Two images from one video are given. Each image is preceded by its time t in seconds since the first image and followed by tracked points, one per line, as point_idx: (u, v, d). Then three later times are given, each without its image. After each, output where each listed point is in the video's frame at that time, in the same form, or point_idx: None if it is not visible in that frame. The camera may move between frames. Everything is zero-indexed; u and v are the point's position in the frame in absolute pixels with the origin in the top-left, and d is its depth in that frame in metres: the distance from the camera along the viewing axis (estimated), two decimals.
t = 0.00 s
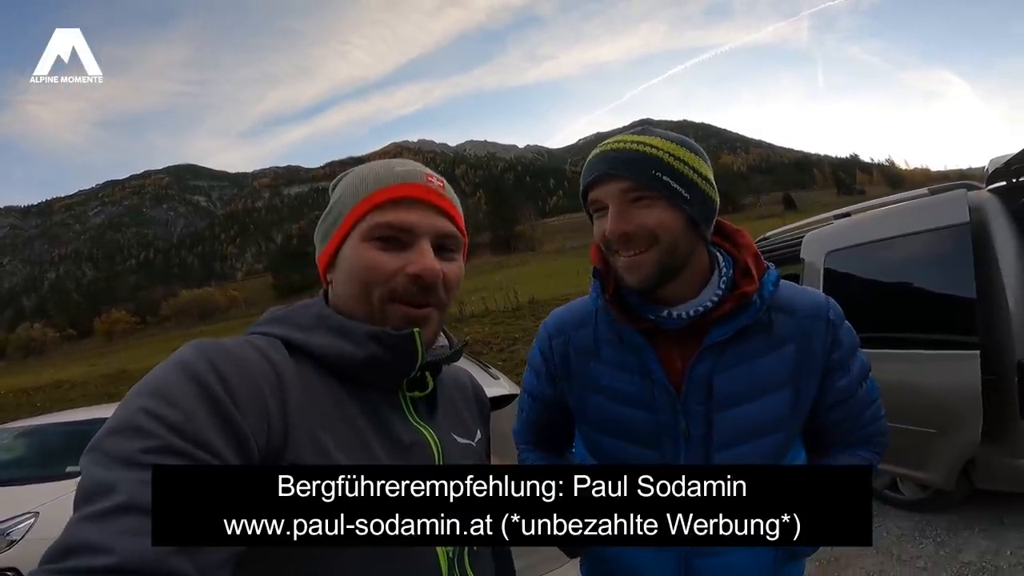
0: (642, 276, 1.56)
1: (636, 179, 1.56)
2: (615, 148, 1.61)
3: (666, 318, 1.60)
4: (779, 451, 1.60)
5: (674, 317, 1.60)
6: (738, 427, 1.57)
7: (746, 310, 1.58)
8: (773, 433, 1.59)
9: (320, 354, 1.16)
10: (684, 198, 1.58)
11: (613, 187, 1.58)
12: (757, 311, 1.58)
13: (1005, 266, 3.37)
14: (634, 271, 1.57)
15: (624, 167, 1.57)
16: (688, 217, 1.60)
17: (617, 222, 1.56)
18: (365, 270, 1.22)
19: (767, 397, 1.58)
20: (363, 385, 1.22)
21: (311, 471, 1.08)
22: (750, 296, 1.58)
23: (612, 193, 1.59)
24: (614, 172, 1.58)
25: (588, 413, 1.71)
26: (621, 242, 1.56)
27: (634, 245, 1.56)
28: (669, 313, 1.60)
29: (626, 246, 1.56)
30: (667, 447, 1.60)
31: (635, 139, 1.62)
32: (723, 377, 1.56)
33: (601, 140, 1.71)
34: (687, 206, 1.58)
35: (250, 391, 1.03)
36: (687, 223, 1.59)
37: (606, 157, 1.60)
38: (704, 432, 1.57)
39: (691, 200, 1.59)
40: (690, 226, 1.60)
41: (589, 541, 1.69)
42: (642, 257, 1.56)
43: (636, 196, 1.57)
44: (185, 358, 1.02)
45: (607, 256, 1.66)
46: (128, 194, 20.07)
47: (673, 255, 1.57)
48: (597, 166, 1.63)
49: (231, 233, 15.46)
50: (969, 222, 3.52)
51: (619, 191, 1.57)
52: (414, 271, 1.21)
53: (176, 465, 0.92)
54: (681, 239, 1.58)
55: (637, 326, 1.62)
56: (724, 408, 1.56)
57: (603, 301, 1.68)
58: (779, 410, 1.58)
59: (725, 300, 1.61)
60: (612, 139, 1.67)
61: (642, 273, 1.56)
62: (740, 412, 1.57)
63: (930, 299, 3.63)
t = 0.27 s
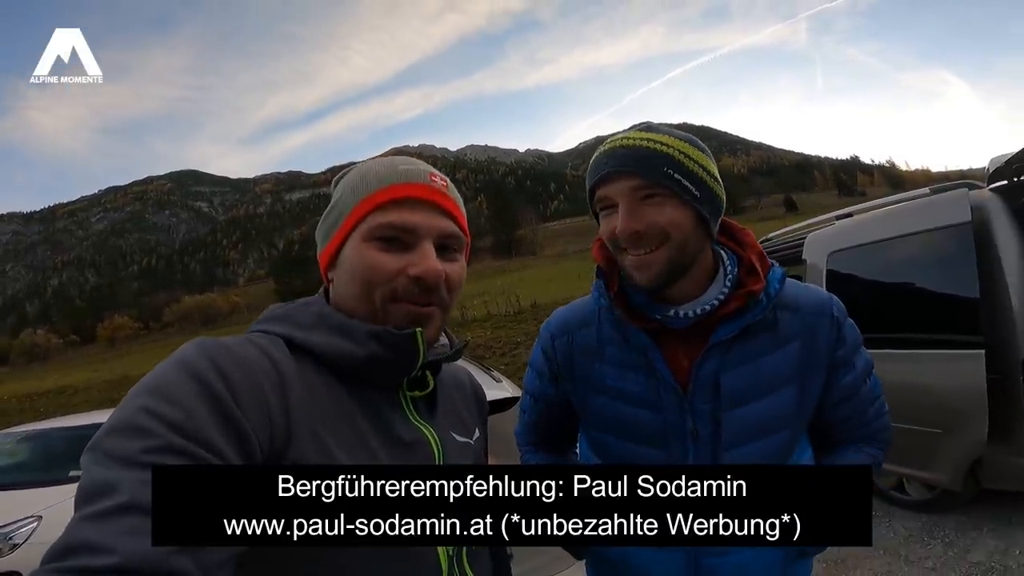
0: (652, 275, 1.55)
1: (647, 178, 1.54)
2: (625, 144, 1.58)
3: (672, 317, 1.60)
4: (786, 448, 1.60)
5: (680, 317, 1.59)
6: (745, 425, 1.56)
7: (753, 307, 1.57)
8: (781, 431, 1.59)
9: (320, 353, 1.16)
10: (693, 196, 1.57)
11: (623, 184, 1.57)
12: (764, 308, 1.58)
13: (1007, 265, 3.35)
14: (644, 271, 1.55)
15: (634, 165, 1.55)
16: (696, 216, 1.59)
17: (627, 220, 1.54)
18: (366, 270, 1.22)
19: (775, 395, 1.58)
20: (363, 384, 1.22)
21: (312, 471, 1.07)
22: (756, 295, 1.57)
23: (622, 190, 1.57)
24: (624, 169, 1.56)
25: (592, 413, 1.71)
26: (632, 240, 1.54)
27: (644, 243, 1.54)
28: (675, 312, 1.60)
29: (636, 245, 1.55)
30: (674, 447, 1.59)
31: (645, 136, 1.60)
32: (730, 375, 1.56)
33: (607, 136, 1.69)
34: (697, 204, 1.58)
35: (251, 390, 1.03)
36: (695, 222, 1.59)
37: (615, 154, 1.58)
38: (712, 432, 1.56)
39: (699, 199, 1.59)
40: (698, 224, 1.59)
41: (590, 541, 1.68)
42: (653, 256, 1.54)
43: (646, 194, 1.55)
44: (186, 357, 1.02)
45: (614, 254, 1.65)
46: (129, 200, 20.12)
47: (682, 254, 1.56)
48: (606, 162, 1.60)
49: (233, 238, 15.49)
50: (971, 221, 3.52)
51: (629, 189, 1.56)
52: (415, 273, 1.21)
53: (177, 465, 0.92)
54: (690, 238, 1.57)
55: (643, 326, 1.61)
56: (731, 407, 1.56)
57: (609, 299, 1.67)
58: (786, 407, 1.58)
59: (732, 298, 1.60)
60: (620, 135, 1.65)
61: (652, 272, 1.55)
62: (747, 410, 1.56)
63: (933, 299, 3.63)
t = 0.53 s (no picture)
0: (657, 271, 1.54)
1: (650, 173, 1.54)
2: (626, 140, 1.58)
3: (676, 313, 1.59)
4: (794, 445, 1.59)
5: (684, 313, 1.58)
6: (753, 421, 1.55)
7: (757, 302, 1.57)
8: (789, 428, 1.58)
9: (319, 351, 1.15)
10: (696, 190, 1.57)
11: (625, 180, 1.56)
12: (768, 303, 1.57)
13: (1010, 258, 3.35)
14: (649, 266, 1.54)
15: (636, 160, 1.55)
16: (699, 210, 1.59)
17: (631, 216, 1.54)
18: (367, 269, 1.22)
19: (783, 390, 1.57)
20: (362, 383, 1.21)
21: (312, 471, 1.07)
22: (760, 288, 1.57)
23: (625, 186, 1.56)
24: (627, 165, 1.55)
25: (597, 412, 1.70)
26: (636, 236, 1.53)
27: (649, 239, 1.53)
28: (679, 308, 1.59)
29: (641, 240, 1.54)
30: (681, 445, 1.58)
31: (646, 132, 1.60)
32: (734, 371, 1.55)
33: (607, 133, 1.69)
34: (700, 199, 1.57)
35: (251, 388, 1.03)
36: (699, 216, 1.58)
37: (616, 151, 1.57)
38: (718, 429, 1.55)
39: (703, 193, 1.58)
40: (701, 219, 1.59)
41: (590, 541, 1.68)
42: (657, 251, 1.53)
43: (650, 189, 1.55)
44: (186, 355, 1.01)
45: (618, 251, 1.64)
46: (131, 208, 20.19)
47: (686, 249, 1.56)
48: (608, 159, 1.60)
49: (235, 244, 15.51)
50: (972, 218, 3.51)
51: (631, 184, 1.55)
52: (417, 271, 1.21)
53: (178, 463, 0.92)
54: (694, 233, 1.57)
55: (647, 322, 1.61)
56: (738, 403, 1.55)
57: (612, 297, 1.66)
58: (795, 402, 1.58)
59: (735, 292, 1.59)
60: (620, 131, 1.65)
61: (657, 268, 1.54)
62: (754, 406, 1.55)
63: (936, 296, 3.62)
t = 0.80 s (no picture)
0: (670, 270, 1.51)
1: (665, 171, 1.51)
2: (641, 136, 1.55)
3: (685, 312, 1.56)
4: (805, 447, 1.56)
5: (693, 312, 1.56)
6: (764, 422, 1.53)
7: (769, 301, 1.54)
8: (799, 430, 1.55)
9: (317, 353, 1.14)
10: (712, 190, 1.54)
11: (640, 177, 1.53)
12: (781, 303, 1.54)
13: None
14: (662, 265, 1.52)
15: (652, 157, 1.52)
16: (714, 210, 1.56)
17: (646, 213, 1.51)
18: (364, 265, 1.20)
19: (795, 391, 1.54)
20: (359, 384, 1.20)
21: (311, 471, 1.06)
22: (773, 287, 1.54)
23: (640, 183, 1.54)
24: (642, 162, 1.53)
25: (604, 412, 1.68)
26: (650, 234, 1.51)
27: (663, 237, 1.51)
28: (689, 307, 1.56)
29: (655, 238, 1.51)
30: (688, 446, 1.56)
31: (661, 130, 1.57)
32: (745, 371, 1.53)
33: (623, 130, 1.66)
34: (715, 198, 1.55)
35: (248, 390, 1.02)
36: (713, 216, 1.56)
37: (630, 147, 1.55)
38: (727, 430, 1.53)
39: (718, 193, 1.55)
40: (716, 218, 1.56)
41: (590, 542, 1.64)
42: (671, 250, 1.51)
43: (665, 187, 1.52)
44: (182, 358, 1.00)
45: (629, 248, 1.61)
46: (139, 203, 20.27)
47: (700, 248, 1.53)
48: (622, 155, 1.57)
49: (241, 239, 15.56)
50: (984, 216, 3.43)
51: (646, 182, 1.52)
52: (414, 265, 1.20)
53: (175, 464, 0.90)
54: (709, 233, 1.54)
55: (656, 321, 1.58)
56: (748, 404, 1.52)
57: (622, 295, 1.64)
58: (806, 404, 1.55)
59: (746, 291, 1.57)
60: (636, 127, 1.62)
61: (670, 267, 1.51)
62: (766, 407, 1.53)
63: (947, 295, 3.58)
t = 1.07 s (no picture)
0: (674, 270, 1.50)
1: (668, 170, 1.50)
2: (643, 136, 1.54)
3: (689, 311, 1.55)
4: (809, 446, 1.55)
5: (696, 310, 1.55)
6: (768, 421, 1.52)
7: (773, 299, 1.53)
8: (803, 429, 1.54)
9: (319, 353, 1.14)
10: (715, 188, 1.53)
11: (642, 177, 1.53)
12: (785, 301, 1.53)
13: None
14: (666, 265, 1.51)
15: (655, 156, 1.51)
16: (717, 208, 1.55)
17: (649, 213, 1.50)
18: (367, 267, 1.20)
19: (800, 389, 1.53)
20: (361, 383, 1.19)
21: (312, 471, 1.05)
22: (777, 285, 1.53)
23: (643, 183, 1.53)
24: (644, 161, 1.52)
25: (606, 411, 1.67)
26: (653, 234, 1.50)
27: (666, 237, 1.50)
28: (692, 305, 1.55)
29: (658, 238, 1.50)
30: (691, 446, 1.55)
31: (663, 128, 1.56)
32: (749, 370, 1.52)
33: (624, 129, 1.65)
34: (718, 196, 1.54)
35: (251, 390, 1.01)
36: (716, 214, 1.55)
37: (633, 146, 1.54)
38: (731, 429, 1.52)
39: (721, 191, 1.54)
40: (719, 217, 1.55)
41: (590, 542, 1.64)
42: (675, 249, 1.50)
43: (668, 186, 1.51)
44: (185, 358, 1.00)
45: (633, 248, 1.60)
46: (142, 204, 20.34)
47: (704, 247, 1.52)
48: (624, 154, 1.56)
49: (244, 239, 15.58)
50: (990, 213, 3.39)
51: (650, 181, 1.52)
52: (417, 268, 1.19)
53: (178, 464, 0.90)
54: (712, 231, 1.53)
55: (659, 321, 1.58)
56: (751, 404, 1.52)
57: (625, 294, 1.63)
58: (810, 403, 1.54)
59: (751, 290, 1.56)
60: (637, 126, 1.61)
61: (674, 267, 1.50)
62: (770, 406, 1.52)
63: (951, 292, 3.56)
